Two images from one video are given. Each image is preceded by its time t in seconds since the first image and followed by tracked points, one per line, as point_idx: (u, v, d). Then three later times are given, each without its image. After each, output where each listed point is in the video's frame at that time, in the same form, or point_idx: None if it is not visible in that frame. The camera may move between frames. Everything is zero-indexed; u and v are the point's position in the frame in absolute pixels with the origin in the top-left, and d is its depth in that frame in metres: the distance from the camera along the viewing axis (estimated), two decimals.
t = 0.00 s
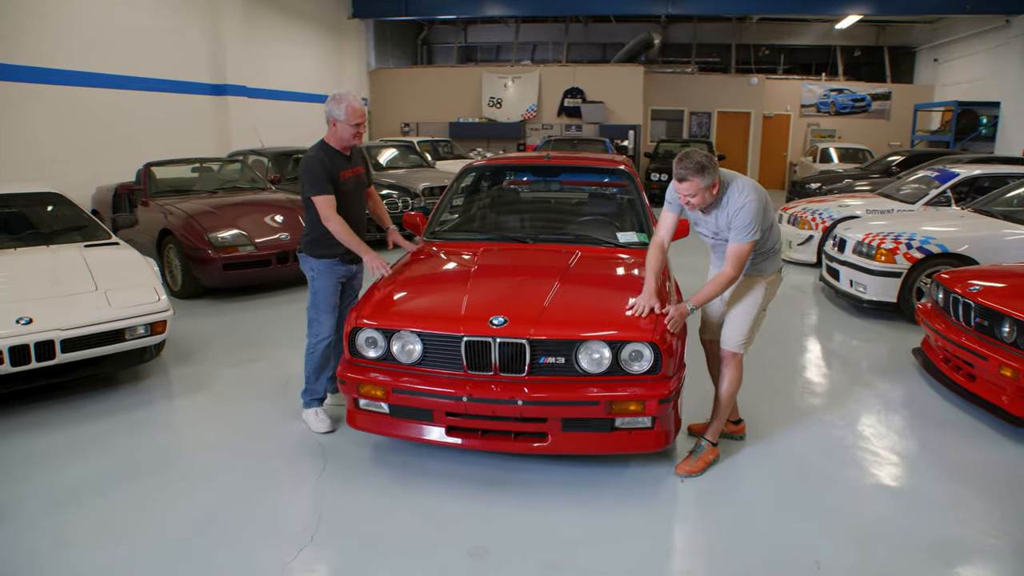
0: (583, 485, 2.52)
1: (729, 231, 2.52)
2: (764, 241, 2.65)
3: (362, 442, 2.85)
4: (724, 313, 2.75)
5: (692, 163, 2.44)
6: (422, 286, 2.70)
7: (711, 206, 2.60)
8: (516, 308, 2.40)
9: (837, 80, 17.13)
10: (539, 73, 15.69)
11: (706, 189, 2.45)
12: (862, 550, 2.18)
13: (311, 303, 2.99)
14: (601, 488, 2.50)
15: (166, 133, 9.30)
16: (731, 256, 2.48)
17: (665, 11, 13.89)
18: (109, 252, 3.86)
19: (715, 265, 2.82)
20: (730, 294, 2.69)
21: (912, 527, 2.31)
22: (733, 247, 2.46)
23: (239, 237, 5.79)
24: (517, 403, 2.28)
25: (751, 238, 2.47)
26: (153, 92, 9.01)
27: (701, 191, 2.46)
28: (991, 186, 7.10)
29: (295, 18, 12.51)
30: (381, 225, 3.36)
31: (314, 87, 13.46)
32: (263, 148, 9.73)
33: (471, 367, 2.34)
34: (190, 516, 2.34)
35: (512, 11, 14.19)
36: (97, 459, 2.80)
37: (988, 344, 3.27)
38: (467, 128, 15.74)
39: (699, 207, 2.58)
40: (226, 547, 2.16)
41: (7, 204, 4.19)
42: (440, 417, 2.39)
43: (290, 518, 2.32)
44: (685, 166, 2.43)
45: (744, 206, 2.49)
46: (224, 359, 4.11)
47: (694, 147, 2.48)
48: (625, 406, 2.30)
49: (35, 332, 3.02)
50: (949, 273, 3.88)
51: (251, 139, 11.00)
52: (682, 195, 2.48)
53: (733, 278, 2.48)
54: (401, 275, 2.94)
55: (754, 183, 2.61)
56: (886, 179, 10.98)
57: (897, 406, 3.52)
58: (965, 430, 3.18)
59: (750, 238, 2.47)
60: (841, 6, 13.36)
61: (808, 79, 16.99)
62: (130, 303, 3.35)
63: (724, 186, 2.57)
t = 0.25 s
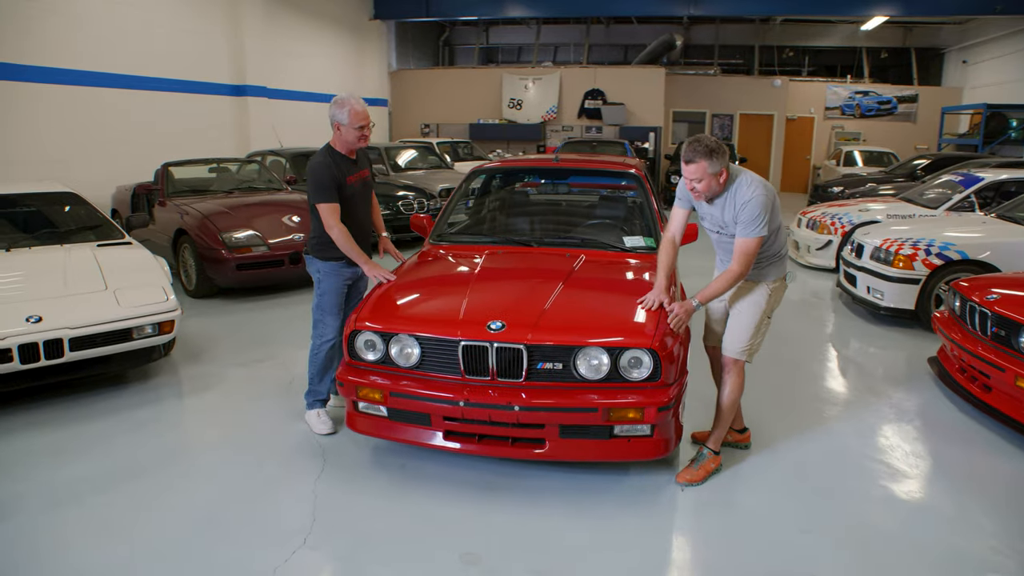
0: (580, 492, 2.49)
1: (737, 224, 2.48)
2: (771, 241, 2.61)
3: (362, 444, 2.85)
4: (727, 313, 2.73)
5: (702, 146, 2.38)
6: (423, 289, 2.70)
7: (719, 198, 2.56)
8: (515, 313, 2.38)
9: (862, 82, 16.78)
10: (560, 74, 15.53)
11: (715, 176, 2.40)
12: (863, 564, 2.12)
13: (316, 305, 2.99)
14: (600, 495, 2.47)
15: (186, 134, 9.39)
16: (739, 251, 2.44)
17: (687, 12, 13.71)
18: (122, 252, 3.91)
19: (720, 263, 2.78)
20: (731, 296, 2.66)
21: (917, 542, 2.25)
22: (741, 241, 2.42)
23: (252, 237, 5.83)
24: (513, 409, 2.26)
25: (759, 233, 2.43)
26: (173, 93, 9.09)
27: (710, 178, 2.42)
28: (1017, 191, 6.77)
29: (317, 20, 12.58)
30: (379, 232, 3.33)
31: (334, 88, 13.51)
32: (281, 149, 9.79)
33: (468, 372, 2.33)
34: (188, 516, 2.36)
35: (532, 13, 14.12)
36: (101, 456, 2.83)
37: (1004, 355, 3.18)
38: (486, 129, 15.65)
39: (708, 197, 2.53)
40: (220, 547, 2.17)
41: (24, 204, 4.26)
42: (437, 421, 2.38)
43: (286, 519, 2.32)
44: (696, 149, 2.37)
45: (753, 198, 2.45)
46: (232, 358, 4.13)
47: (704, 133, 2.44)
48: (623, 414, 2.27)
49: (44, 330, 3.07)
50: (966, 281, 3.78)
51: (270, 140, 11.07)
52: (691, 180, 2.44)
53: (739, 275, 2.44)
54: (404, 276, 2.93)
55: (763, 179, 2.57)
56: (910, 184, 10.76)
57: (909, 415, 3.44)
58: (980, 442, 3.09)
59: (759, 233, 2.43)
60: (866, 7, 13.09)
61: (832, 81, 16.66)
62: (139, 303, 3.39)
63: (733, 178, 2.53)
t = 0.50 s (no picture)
0: (578, 494, 2.47)
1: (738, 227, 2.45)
2: (776, 245, 2.57)
3: (364, 443, 2.85)
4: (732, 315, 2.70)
5: (702, 146, 2.37)
6: (426, 289, 2.69)
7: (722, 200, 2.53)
8: (515, 314, 2.36)
9: (887, 81, 16.42)
10: (579, 72, 15.36)
11: (716, 179, 2.38)
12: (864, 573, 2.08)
13: (321, 303, 2.99)
14: (599, 498, 2.45)
15: (203, 131, 9.45)
16: (739, 254, 2.41)
17: (708, 11, 13.53)
18: (133, 249, 3.97)
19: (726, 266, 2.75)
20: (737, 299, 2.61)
21: (921, 552, 2.20)
22: (740, 245, 2.39)
23: (264, 235, 5.87)
24: (511, 410, 2.25)
25: (759, 237, 2.39)
26: (190, 90, 9.15)
27: (713, 180, 2.39)
28: None
29: (337, 18, 12.62)
30: (384, 231, 3.32)
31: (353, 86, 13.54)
32: (297, 147, 9.83)
33: (467, 372, 2.31)
34: (187, 512, 2.38)
35: (551, 11, 14.03)
36: (107, 451, 2.87)
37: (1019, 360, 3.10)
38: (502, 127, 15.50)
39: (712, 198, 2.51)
40: (216, 544, 2.19)
41: (41, 200, 4.33)
42: (436, 421, 2.37)
43: (283, 517, 2.33)
44: (696, 150, 2.36)
45: (754, 201, 2.42)
46: (240, 355, 4.16)
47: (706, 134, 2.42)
48: (623, 416, 2.24)
49: (52, 325, 3.12)
50: (982, 285, 3.70)
51: (287, 137, 11.11)
52: (692, 181, 2.41)
53: (739, 278, 2.41)
54: (408, 276, 2.93)
55: (768, 182, 2.52)
56: (933, 185, 10.55)
57: (921, 421, 3.37)
58: (992, 449, 3.02)
59: (759, 237, 2.39)
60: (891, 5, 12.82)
61: (856, 79, 16.31)
62: (146, 300, 3.44)
63: (737, 181, 2.50)
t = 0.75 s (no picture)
0: (572, 493, 2.45)
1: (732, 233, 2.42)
2: (771, 248, 2.56)
3: (357, 440, 2.84)
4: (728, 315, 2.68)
5: (695, 154, 2.34)
6: (420, 286, 2.68)
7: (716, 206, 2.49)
8: (507, 311, 2.35)
9: (898, 78, 16.20)
10: (587, 69, 15.25)
11: (710, 187, 2.35)
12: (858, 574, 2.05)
13: (312, 300, 2.98)
14: (592, 497, 2.43)
15: (208, 128, 9.45)
16: (734, 260, 2.39)
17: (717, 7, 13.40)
18: (132, 246, 3.98)
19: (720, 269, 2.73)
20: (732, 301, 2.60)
21: (917, 554, 2.17)
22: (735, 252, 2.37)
23: (266, 232, 5.88)
24: (502, 408, 2.23)
25: (754, 243, 2.37)
26: (194, 86, 9.14)
27: (707, 188, 2.36)
28: None
29: (346, 16, 12.60)
30: (381, 226, 3.30)
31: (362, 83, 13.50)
32: (303, 144, 9.82)
33: (458, 369, 2.30)
34: (178, 508, 2.38)
35: (559, 8, 13.93)
36: (103, 446, 2.87)
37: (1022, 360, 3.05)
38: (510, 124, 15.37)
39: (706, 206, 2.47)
40: (206, 539, 2.18)
41: (44, 195, 4.33)
42: (428, 419, 2.36)
43: (274, 513, 2.33)
44: (689, 158, 2.33)
45: (749, 208, 2.39)
46: (239, 351, 4.16)
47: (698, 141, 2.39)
48: (615, 415, 2.22)
49: (48, 321, 3.13)
50: (987, 284, 3.66)
51: (294, 134, 11.09)
52: (685, 189, 2.37)
53: (736, 284, 2.39)
54: (402, 274, 2.92)
55: (761, 186, 2.50)
56: (943, 183, 10.43)
57: (923, 422, 3.33)
58: (994, 451, 2.98)
59: (754, 243, 2.37)
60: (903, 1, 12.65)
61: (867, 76, 16.11)
62: (143, 296, 3.44)
63: (730, 186, 2.47)
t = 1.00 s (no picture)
0: (562, 491, 2.44)
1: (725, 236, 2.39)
2: (766, 247, 2.53)
3: (349, 436, 2.84)
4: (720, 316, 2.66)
5: (687, 158, 2.30)
6: (410, 283, 2.67)
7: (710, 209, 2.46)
8: (496, 307, 2.34)
9: (908, 73, 15.98)
10: (593, 64, 15.12)
11: (700, 192, 2.31)
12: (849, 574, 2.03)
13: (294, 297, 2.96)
14: (583, 495, 2.42)
15: (211, 125, 9.42)
16: (728, 263, 2.35)
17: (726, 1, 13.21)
18: (131, 241, 3.97)
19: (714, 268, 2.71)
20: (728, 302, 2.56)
21: (909, 554, 2.14)
22: (729, 255, 2.34)
23: (267, 227, 5.88)
24: (490, 405, 2.22)
25: (749, 245, 2.34)
26: (197, 82, 9.12)
27: (697, 192, 2.32)
28: None
29: (352, 11, 12.53)
30: (372, 226, 3.29)
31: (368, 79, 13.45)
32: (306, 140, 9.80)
33: (447, 365, 2.30)
34: (169, 502, 2.38)
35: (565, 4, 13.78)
36: (97, 440, 2.88)
37: None
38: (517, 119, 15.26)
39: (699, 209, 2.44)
40: (194, 535, 2.18)
41: (46, 190, 4.32)
42: (417, 415, 2.36)
43: (263, 509, 2.32)
44: (679, 163, 2.29)
45: (743, 210, 2.36)
46: (237, 347, 4.16)
47: (690, 144, 2.35)
48: (605, 412, 2.20)
49: (45, 316, 3.14)
50: (990, 280, 3.61)
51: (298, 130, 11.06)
52: (678, 193, 2.34)
53: (730, 287, 2.37)
54: (394, 270, 2.91)
55: (755, 187, 2.47)
56: (951, 179, 10.31)
57: (921, 419, 3.29)
58: (993, 450, 2.94)
59: (748, 246, 2.34)
60: None
61: (876, 72, 15.95)
62: (141, 291, 3.44)
63: (723, 189, 2.44)
